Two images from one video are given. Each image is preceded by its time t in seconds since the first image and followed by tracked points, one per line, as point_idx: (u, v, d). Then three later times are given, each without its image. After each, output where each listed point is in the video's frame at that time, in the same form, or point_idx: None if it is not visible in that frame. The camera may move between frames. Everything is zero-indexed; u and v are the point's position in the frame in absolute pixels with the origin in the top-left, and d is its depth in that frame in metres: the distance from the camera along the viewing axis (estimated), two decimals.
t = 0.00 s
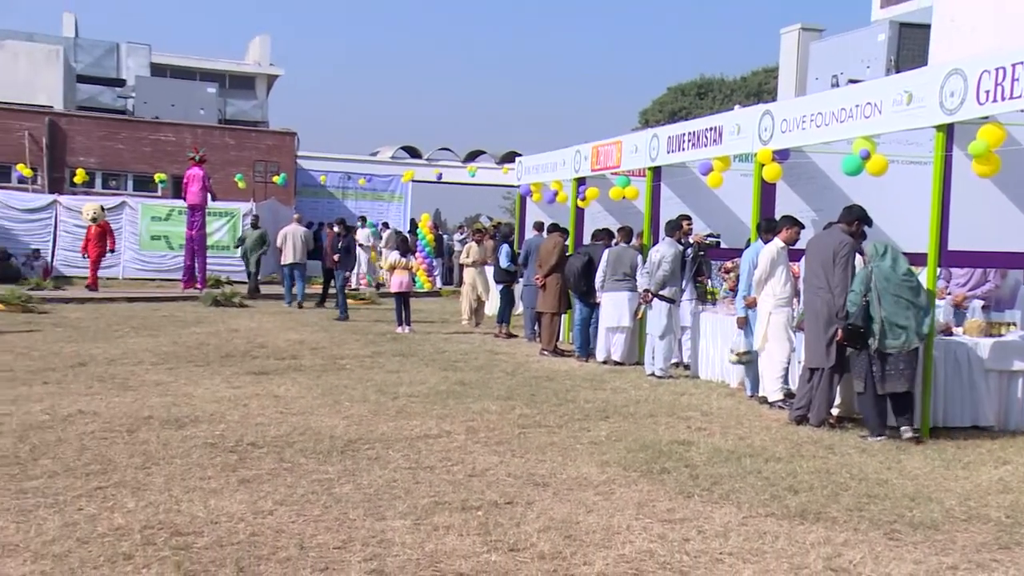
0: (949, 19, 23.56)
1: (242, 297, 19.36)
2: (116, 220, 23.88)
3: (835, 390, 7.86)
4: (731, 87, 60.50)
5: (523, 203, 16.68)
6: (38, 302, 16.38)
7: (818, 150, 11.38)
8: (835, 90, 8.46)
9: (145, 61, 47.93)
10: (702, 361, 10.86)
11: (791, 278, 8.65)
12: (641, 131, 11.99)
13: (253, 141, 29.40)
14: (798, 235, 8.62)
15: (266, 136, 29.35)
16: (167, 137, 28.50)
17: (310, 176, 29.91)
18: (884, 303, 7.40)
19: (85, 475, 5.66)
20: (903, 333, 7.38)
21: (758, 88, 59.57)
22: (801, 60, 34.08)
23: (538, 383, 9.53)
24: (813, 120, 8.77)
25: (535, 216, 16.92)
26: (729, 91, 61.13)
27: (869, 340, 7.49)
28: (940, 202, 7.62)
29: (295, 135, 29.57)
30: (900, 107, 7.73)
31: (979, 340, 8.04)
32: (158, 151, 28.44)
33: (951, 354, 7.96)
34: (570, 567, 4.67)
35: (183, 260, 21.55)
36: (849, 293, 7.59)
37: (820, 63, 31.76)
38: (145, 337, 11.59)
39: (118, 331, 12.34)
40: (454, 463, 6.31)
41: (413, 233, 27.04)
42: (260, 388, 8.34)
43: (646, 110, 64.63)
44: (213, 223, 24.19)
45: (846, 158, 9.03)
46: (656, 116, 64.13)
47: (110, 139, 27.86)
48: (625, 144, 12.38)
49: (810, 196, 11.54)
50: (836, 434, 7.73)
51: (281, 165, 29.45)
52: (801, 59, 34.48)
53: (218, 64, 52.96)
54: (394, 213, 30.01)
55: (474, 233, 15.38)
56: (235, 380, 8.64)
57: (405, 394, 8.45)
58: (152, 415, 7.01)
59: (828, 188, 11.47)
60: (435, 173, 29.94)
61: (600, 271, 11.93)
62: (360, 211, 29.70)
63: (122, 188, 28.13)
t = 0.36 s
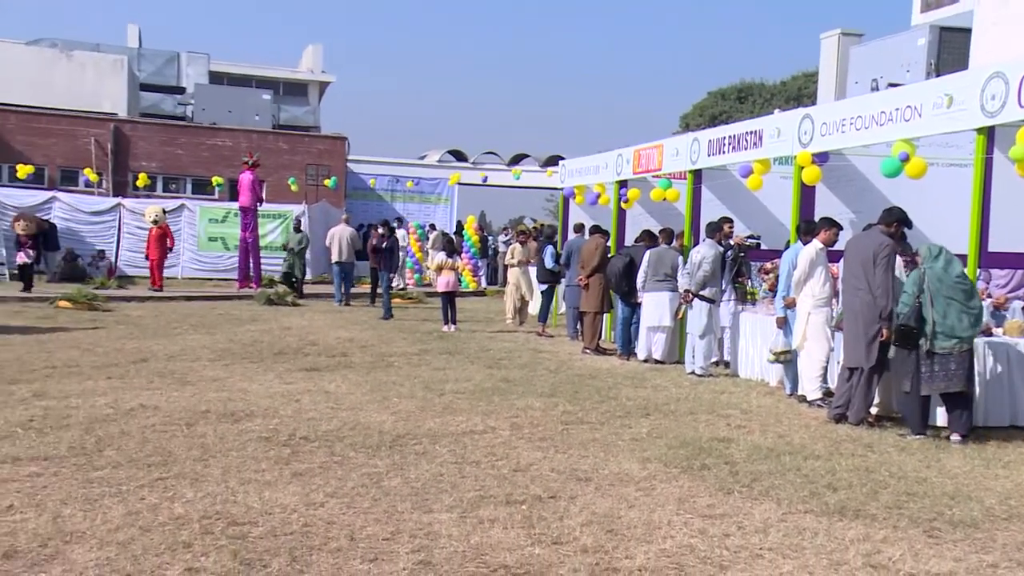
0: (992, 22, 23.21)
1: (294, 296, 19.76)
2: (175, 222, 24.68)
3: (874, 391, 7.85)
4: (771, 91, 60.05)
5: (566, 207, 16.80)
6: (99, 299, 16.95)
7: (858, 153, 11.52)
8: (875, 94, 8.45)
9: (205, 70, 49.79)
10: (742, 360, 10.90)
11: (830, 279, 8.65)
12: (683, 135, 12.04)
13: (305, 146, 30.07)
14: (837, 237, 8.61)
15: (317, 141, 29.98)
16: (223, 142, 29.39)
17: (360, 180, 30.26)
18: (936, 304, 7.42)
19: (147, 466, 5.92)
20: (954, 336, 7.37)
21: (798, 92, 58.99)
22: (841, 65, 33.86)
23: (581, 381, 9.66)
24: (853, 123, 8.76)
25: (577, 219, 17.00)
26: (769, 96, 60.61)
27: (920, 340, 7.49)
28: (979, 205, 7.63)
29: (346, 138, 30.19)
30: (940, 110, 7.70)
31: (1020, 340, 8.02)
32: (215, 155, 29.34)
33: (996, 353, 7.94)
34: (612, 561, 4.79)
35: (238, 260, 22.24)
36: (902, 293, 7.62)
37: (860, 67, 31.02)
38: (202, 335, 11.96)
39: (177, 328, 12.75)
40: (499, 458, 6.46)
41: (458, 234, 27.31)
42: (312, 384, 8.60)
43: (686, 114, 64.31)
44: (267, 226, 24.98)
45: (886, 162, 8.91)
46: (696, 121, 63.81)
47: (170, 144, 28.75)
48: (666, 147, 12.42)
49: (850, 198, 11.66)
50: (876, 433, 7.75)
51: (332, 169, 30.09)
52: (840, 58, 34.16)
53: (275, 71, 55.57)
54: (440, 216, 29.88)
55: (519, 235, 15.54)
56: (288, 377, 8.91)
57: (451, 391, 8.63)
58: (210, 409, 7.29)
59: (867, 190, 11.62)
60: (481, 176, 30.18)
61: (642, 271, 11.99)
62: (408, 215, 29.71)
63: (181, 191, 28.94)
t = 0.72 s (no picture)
0: None
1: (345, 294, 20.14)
2: (234, 224, 25.29)
3: (917, 390, 7.82)
4: (813, 95, 59.54)
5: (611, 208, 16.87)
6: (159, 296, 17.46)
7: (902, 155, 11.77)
8: (919, 96, 8.41)
9: (263, 79, 50.69)
10: (784, 359, 10.90)
11: (872, 280, 8.63)
12: (726, 138, 12.08)
13: (358, 149, 31.35)
14: (880, 238, 8.57)
15: (369, 145, 31.30)
16: (280, 147, 30.74)
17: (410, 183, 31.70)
18: (993, 305, 7.35)
19: (207, 458, 6.18)
20: (1009, 339, 7.30)
21: (840, 95, 58.26)
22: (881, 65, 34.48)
23: (626, 379, 9.75)
24: (896, 125, 8.74)
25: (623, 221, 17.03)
26: (811, 99, 59.95)
27: (974, 341, 7.43)
28: None
29: (397, 143, 31.47)
30: (983, 113, 7.63)
31: None
32: (273, 159, 30.67)
33: None
34: (656, 555, 4.90)
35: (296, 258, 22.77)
36: (960, 293, 7.56)
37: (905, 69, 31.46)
38: (260, 332, 12.31)
39: (235, 326, 13.13)
40: (545, 454, 6.60)
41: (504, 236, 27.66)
42: (364, 380, 8.84)
43: (728, 118, 63.88)
44: (321, 227, 25.71)
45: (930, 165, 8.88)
46: (738, 125, 63.38)
47: (230, 150, 30.13)
48: (710, 150, 12.47)
49: (892, 200, 11.92)
50: (918, 432, 7.73)
51: (383, 171, 31.37)
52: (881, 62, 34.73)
53: (329, 78, 56.46)
54: (489, 217, 31.34)
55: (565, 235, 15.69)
56: (341, 373, 9.17)
57: (498, 388, 8.80)
58: (266, 404, 7.55)
59: (910, 192, 11.83)
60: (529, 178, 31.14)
61: (685, 272, 12.02)
62: (458, 216, 31.18)
63: (240, 194, 30.43)
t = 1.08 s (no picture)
0: None
1: (393, 294, 20.47)
2: (286, 225, 26.47)
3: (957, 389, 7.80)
4: (852, 98, 58.75)
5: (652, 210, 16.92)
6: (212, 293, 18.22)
7: (941, 158, 11.52)
8: (959, 99, 8.36)
9: (314, 84, 53.08)
10: (822, 358, 10.89)
11: (911, 281, 8.60)
12: (766, 141, 12.09)
13: (405, 153, 32.48)
14: (919, 239, 8.54)
15: (416, 149, 32.39)
16: (330, 151, 32.07)
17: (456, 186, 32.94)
18: None
19: (261, 451, 6.42)
20: None
21: (879, 99, 57.46)
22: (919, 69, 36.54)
23: (666, 378, 9.81)
24: (936, 128, 8.71)
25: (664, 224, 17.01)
26: (850, 103, 59.31)
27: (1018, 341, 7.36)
28: None
29: (442, 147, 32.46)
30: None
31: None
32: (322, 163, 32.01)
33: None
34: (695, 550, 5.00)
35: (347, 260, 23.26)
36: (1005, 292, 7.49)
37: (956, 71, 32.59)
38: (310, 330, 12.61)
39: (286, 324, 13.46)
40: (586, 450, 6.73)
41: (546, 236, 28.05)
42: (410, 377, 9.05)
43: (767, 122, 63.46)
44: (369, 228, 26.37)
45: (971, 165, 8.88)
46: (777, 129, 62.95)
47: (282, 153, 31.57)
48: (749, 153, 12.53)
49: (933, 202, 11.74)
50: (957, 431, 7.71)
51: (429, 175, 32.46)
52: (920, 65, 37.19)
53: (377, 83, 58.07)
54: (531, 218, 32.45)
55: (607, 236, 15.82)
56: (388, 370, 9.40)
57: (540, 385, 8.96)
58: (316, 400, 7.79)
59: (951, 194, 11.67)
60: (570, 181, 32.35)
61: (724, 273, 12.04)
62: (501, 217, 32.61)
63: (292, 197, 31.93)
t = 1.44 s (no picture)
0: None
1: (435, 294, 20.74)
2: (332, 227, 27.14)
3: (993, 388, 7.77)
4: (888, 101, 57.97)
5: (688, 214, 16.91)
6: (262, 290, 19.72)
7: (977, 161, 11.53)
8: (997, 101, 8.31)
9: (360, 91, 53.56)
10: (857, 358, 10.88)
11: (947, 282, 8.59)
12: (801, 144, 12.07)
13: (447, 157, 33.87)
14: (954, 241, 8.55)
15: (457, 153, 33.73)
16: (374, 155, 33.63)
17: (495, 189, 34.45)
18: None
19: (308, 445, 6.63)
20: None
21: (914, 101, 56.20)
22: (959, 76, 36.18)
23: (702, 376, 9.88)
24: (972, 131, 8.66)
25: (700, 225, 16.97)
26: (885, 107, 58.39)
27: None
28: None
29: (483, 150, 33.74)
30: None
31: None
32: (367, 166, 33.62)
33: None
34: (731, 545, 5.10)
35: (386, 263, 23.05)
36: None
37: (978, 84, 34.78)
38: (355, 329, 12.88)
39: (332, 323, 13.75)
40: (624, 447, 6.85)
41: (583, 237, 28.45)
42: (452, 375, 9.24)
43: (803, 126, 62.84)
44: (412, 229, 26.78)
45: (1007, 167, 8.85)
46: (812, 132, 62.32)
47: (329, 157, 33.34)
48: (784, 156, 12.51)
49: (969, 204, 11.77)
50: (993, 431, 7.68)
51: (470, 177, 33.83)
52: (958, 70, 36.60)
53: (421, 89, 58.78)
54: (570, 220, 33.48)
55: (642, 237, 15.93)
56: (431, 367, 9.59)
57: (579, 383, 9.09)
58: (361, 396, 8.00)
59: (988, 196, 11.65)
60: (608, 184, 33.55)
61: (759, 274, 12.07)
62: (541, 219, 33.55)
63: (337, 199, 33.64)
